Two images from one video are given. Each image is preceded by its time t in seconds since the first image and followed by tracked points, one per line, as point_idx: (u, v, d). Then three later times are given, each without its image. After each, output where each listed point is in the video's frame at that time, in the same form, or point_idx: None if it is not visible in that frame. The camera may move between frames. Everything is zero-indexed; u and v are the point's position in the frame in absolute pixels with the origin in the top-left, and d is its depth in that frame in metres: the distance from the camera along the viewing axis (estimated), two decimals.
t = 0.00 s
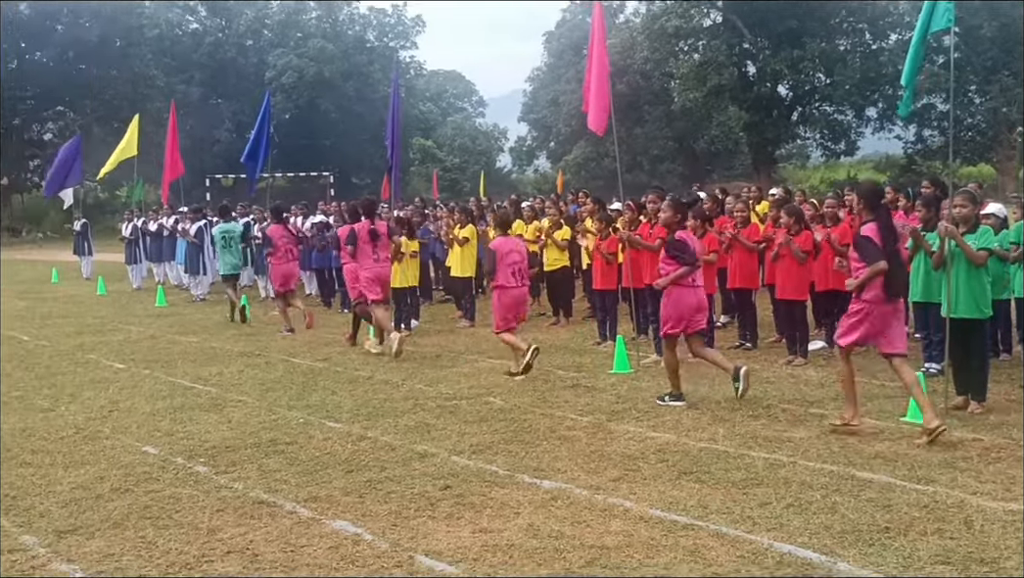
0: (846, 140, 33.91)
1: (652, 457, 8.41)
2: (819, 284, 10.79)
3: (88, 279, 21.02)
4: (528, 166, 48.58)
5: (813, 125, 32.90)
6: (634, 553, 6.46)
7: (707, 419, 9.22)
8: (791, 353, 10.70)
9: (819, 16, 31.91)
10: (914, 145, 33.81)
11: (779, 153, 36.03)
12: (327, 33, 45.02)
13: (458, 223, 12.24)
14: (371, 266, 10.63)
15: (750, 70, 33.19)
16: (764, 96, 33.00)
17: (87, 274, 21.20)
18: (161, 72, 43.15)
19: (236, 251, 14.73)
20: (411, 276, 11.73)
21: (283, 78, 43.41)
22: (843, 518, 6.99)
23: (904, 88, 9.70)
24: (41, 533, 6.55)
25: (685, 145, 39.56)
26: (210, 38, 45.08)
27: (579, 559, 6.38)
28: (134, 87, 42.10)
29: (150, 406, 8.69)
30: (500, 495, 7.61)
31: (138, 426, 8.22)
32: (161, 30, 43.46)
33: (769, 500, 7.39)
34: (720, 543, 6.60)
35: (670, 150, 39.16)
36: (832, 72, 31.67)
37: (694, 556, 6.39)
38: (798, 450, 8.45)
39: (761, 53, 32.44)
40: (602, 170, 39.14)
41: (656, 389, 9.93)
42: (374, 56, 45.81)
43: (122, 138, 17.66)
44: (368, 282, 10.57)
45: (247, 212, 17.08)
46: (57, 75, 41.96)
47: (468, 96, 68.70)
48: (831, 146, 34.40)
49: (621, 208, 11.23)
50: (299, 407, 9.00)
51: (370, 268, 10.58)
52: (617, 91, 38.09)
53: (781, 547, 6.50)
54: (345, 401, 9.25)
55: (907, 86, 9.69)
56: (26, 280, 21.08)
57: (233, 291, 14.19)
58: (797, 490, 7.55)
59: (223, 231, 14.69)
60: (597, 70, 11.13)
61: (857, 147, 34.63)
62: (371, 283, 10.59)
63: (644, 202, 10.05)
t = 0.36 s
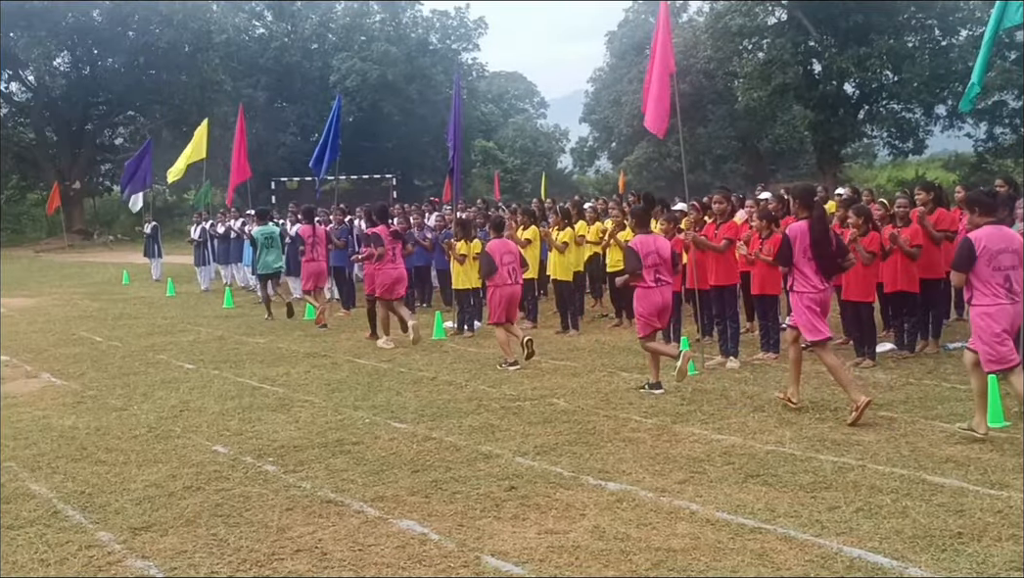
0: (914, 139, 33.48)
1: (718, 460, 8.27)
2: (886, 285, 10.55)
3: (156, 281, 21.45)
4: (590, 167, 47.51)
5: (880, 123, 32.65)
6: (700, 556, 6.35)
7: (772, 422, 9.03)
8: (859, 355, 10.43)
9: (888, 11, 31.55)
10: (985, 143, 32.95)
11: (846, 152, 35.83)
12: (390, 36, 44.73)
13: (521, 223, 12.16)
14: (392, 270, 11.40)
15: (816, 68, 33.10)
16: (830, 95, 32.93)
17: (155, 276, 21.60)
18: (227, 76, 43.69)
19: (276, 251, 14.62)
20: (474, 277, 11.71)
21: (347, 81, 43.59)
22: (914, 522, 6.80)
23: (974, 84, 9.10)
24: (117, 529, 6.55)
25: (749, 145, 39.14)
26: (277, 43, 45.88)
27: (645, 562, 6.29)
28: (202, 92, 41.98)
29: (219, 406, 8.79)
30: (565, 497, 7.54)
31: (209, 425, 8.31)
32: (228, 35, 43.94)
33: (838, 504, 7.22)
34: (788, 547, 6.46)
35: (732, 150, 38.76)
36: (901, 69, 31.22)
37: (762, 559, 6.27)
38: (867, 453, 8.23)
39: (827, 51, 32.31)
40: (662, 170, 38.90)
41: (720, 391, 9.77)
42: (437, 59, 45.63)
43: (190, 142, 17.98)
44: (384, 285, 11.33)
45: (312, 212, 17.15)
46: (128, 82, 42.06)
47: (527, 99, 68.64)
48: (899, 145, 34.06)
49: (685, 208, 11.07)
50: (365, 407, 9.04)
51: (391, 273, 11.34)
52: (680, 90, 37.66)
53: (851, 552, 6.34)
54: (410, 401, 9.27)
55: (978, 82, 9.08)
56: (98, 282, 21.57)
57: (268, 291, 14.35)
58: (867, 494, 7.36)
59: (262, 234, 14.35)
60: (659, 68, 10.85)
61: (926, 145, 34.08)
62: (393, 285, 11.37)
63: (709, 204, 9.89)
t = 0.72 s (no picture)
0: (907, 140, 33.73)
1: (719, 463, 8.26)
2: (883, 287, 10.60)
3: (151, 285, 21.31)
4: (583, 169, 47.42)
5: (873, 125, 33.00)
6: (703, 559, 6.34)
7: (772, 424, 9.04)
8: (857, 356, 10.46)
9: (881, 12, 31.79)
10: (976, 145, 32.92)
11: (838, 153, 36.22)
12: (383, 39, 44.03)
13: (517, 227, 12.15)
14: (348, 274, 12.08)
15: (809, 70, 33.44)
16: (823, 96, 33.30)
17: (150, 281, 21.42)
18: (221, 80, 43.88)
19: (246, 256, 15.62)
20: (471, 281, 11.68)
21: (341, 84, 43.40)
22: (915, 524, 6.81)
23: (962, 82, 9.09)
24: (118, 535, 6.47)
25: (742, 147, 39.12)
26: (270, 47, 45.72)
27: (647, 565, 6.27)
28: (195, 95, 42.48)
29: (217, 410, 8.72)
30: (567, 500, 7.51)
31: (207, 431, 8.23)
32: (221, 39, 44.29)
33: (838, 505, 7.24)
34: (791, 549, 6.46)
35: (725, 152, 39.02)
36: (894, 71, 31.56)
37: (765, 561, 6.26)
38: (865, 455, 8.25)
39: (820, 52, 32.65)
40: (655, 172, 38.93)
41: (719, 393, 9.79)
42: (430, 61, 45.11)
43: (185, 147, 17.88)
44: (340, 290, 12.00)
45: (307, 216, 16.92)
46: (121, 85, 41.88)
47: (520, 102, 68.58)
48: (892, 146, 34.30)
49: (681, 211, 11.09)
50: (363, 411, 8.98)
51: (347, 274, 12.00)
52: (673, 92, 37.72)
53: (853, 553, 6.36)
54: (408, 406, 9.22)
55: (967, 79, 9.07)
56: (92, 287, 21.37)
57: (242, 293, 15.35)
58: (867, 496, 7.37)
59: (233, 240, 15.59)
60: (652, 70, 10.80)
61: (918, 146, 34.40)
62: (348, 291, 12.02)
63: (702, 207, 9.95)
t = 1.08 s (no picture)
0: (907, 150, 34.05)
1: (728, 471, 8.24)
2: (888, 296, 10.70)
3: (154, 293, 21.16)
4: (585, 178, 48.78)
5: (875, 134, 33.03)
6: (717, 566, 6.31)
7: (781, 432, 9.06)
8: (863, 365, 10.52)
9: (882, 22, 32.68)
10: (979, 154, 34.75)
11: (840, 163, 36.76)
12: (385, 47, 43.52)
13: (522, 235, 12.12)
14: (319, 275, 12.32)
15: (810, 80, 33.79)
16: (824, 106, 33.41)
17: (154, 288, 21.29)
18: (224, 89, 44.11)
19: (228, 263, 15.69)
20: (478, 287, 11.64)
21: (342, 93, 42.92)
22: (927, 532, 6.83)
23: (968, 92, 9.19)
24: (131, 541, 6.39)
25: (745, 156, 40.03)
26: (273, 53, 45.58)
27: (662, 571, 6.24)
28: (199, 103, 42.21)
29: (225, 417, 8.65)
30: (578, 508, 7.45)
31: (216, 437, 8.17)
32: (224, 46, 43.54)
33: (850, 514, 7.22)
34: (803, 557, 6.43)
35: (728, 161, 39.63)
36: (894, 81, 31.89)
37: (778, 569, 6.23)
38: (875, 464, 8.27)
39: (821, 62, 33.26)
40: (658, 180, 39.76)
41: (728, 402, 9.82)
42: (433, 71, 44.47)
43: (192, 152, 17.79)
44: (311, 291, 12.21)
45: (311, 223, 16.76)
46: (123, 92, 41.08)
47: (521, 111, 68.72)
48: (893, 156, 34.52)
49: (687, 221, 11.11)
50: (371, 418, 8.94)
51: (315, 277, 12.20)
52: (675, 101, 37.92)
53: (866, 561, 6.35)
54: (416, 413, 9.16)
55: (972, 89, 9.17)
56: (98, 293, 21.22)
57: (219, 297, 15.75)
58: (878, 504, 7.38)
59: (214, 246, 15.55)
60: (655, 80, 10.81)
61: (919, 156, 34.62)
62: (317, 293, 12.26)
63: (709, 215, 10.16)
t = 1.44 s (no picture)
0: (935, 155, 34.76)
1: (763, 477, 8.03)
2: (921, 302, 10.59)
3: (185, 297, 21.16)
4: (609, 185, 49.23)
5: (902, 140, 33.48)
6: (756, 572, 6.11)
7: (815, 439, 8.89)
8: (895, 372, 10.45)
9: (909, 27, 32.83)
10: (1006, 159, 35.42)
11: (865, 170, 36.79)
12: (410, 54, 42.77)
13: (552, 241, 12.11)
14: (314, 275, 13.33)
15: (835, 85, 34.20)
16: (851, 111, 33.75)
17: (184, 293, 21.33)
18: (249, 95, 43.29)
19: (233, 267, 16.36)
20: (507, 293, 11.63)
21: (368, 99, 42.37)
22: (966, 540, 6.63)
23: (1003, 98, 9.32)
24: (172, 544, 6.31)
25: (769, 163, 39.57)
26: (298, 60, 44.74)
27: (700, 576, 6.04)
28: (225, 110, 41.94)
29: (259, 422, 8.64)
30: (614, 514, 7.21)
31: (251, 442, 8.14)
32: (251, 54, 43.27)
33: (887, 521, 7.00)
34: (842, 564, 6.23)
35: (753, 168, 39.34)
36: (921, 86, 32.18)
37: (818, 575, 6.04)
38: (912, 471, 8.09)
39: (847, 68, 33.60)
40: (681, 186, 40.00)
41: (760, 408, 9.72)
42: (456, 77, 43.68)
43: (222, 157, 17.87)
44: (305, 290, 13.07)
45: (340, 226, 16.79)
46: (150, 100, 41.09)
47: (546, 116, 68.55)
48: (920, 161, 35.32)
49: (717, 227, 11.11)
50: (404, 423, 8.86)
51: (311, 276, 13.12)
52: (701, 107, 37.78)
53: (906, 568, 6.15)
54: (448, 418, 9.08)
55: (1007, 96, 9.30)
56: (132, 298, 21.21)
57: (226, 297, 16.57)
58: (916, 512, 7.17)
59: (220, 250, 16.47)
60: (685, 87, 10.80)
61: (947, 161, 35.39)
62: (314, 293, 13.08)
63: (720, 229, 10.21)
